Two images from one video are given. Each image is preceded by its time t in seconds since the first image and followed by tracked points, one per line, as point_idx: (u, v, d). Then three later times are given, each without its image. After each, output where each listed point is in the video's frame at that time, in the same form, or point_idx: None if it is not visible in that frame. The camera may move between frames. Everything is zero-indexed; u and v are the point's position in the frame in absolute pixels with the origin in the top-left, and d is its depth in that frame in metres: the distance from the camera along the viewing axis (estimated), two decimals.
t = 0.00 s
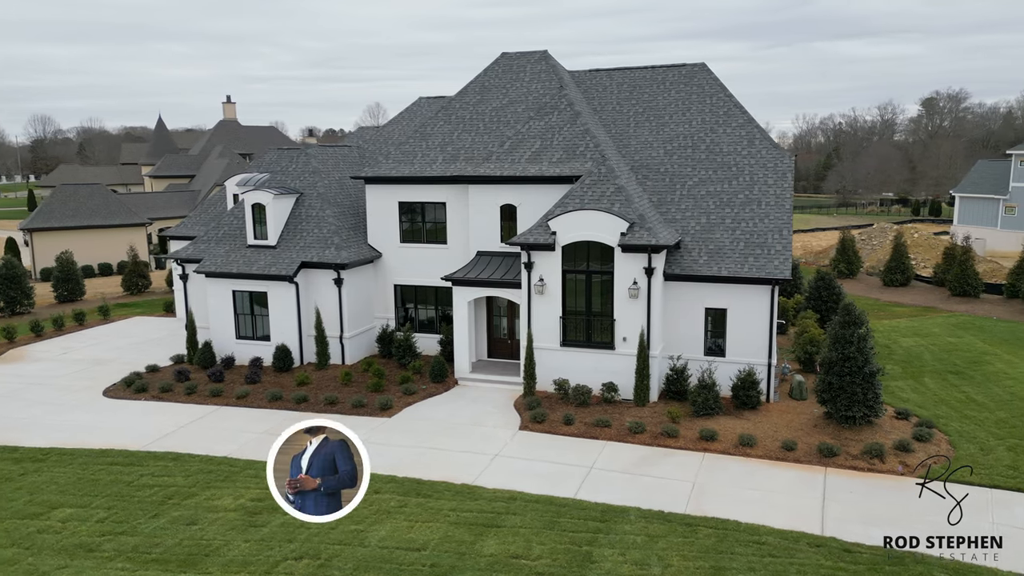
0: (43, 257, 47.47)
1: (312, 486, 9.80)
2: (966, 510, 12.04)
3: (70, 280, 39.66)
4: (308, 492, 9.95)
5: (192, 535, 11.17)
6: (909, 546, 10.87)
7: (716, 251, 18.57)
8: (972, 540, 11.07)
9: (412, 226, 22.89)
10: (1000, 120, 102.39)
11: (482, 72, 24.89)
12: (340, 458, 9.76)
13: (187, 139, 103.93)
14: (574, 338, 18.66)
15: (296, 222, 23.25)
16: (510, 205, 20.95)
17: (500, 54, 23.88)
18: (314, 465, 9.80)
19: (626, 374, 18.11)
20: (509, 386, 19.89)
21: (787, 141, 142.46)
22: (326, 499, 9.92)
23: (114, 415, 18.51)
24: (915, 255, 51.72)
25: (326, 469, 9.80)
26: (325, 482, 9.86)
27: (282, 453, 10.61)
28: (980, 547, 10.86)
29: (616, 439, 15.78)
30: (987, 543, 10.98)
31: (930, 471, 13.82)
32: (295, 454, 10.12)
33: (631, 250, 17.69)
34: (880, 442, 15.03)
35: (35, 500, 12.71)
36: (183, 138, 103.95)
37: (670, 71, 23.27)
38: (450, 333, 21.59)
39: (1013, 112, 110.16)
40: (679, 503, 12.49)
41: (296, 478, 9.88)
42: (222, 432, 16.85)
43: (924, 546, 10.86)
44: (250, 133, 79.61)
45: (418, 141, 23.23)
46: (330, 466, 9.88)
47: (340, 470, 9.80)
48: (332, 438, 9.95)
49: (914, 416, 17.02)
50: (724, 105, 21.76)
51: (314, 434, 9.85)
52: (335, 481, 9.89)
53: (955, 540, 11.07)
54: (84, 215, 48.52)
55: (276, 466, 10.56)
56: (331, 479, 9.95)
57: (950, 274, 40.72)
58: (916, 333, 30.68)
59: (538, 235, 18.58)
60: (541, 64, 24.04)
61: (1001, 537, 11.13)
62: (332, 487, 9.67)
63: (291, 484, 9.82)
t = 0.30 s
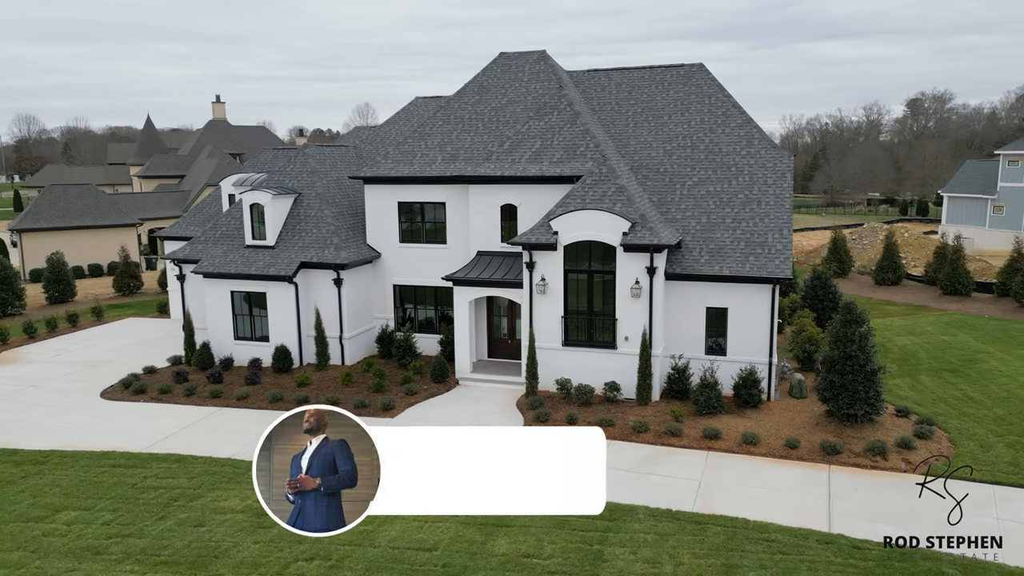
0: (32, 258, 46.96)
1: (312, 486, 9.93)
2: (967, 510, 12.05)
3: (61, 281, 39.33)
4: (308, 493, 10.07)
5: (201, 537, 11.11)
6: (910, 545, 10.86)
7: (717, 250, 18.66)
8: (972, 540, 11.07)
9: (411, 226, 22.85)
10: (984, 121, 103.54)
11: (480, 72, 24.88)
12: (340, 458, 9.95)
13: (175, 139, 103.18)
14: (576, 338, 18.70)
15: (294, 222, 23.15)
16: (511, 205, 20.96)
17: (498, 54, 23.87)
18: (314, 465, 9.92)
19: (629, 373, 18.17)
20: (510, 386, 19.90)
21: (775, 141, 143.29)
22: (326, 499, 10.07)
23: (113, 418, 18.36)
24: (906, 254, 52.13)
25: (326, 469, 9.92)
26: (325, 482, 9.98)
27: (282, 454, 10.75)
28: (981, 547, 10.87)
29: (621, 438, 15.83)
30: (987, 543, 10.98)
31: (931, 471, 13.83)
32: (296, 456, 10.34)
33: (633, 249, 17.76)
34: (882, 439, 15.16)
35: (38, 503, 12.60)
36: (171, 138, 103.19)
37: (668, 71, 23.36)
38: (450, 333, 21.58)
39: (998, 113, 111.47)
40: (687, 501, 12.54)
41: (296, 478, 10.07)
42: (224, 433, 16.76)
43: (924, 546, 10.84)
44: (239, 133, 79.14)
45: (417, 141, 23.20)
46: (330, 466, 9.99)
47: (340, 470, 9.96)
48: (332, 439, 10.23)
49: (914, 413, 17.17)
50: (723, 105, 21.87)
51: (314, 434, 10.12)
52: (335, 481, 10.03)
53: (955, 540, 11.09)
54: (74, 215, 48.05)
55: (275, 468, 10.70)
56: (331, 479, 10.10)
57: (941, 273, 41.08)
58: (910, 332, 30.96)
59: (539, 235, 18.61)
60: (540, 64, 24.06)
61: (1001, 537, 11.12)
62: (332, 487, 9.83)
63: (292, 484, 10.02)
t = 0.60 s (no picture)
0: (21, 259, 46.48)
1: (312, 486, 9.91)
2: (967, 510, 12.05)
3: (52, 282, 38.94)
4: (308, 492, 10.04)
5: (210, 539, 11.05)
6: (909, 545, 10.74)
7: (717, 250, 18.75)
8: (973, 541, 11.01)
9: (411, 226, 22.81)
10: (970, 121, 104.61)
11: (479, 72, 24.87)
12: (340, 458, 9.98)
13: (163, 138, 102.37)
14: (577, 337, 18.74)
15: (293, 222, 23.05)
16: (511, 205, 20.97)
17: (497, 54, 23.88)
18: (314, 464, 9.93)
19: (631, 372, 18.23)
20: (511, 386, 19.92)
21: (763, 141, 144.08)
22: (326, 499, 10.09)
23: (112, 420, 18.23)
24: (897, 253, 52.54)
25: (326, 469, 9.95)
26: (324, 482, 9.96)
27: (282, 454, 10.79)
28: (981, 547, 10.82)
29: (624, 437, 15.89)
30: (988, 543, 10.94)
31: (931, 471, 13.85)
32: (296, 456, 10.35)
33: (635, 249, 17.82)
34: (883, 437, 15.30)
35: (42, 506, 12.49)
36: (159, 137, 102.30)
37: (666, 72, 23.46)
38: (451, 333, 21.59)
39: (982, 113, 112.68)
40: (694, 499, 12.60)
41: (296, 478, 10.05)
42: (226, 435, 16.69)
43: (922, 545, 10.77)
44: (229, 133, 78.64)
45: (416, 141, 23.17)
46: (330, 466, 10.03)
47: (340, 470, 9.97)
48: (332, 439, 10.25)
49: (913, 411, 17.33)
50: (721, 105, 21.98)
51: (314, 435, 10.16)
52: (335, 481, 10.03)
53: (955, 540, 11.02)
54: (64, 216, 47.59)
55: (275, 468, 10.73)
56: (331, 479, 10.11)
57: (933, 272, 41.47)
58: (904, 330, 31.24)
59: (541, 235, 18.62)
60: (538, 64, 24.09)
61: (1001, 538, 11.10)
62: (332, 487, 9.82)
63: (292, 484, 10.01)
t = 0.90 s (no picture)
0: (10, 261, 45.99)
1: (312, 486, 9.87)
2: (967, 510, 12.04)
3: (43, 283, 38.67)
4: (308, 492, 9.99)
5: (219, 540, 11.00)
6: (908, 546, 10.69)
7: (718, 249, 18.84)
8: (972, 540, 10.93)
9: (410, 226, 22.77)
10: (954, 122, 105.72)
11: (477, 71, 24.86)
12: (340, 458, 9.96)
13: (152, 138, 101.63)
14: (579, 337, 18.76)
15: (292, 222, 22.96)
16: (512, 205, 20.98)
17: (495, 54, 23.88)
18: (314, 464, 9.91)
19: (633, 371, 18.29)
20: (512, 386, 19.93)
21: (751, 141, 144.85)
22: (326, 499, 10.05)
23: (112, 422, 18.10)
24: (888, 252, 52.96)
25: (326, 469, 9.93)
26: (325, 482, 9.92)
27: (282, 454, 10.75)
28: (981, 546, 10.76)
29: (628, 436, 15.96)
30: (987, 543, 10.89)
31: (931, 471, 13.85)
32: (296, 456, 10.33)
33: (637, 248, 17.87)
34: (885, 434, 15.44)
35: (46, 509, 12.38)
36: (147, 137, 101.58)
37: (664, 72, 23.55)
38: (451, 333, 21.59)
39: (966, 114, 113.91)
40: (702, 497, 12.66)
41: (296, 478, 10.01)
42: (228, 436, 16.61)
43: (923, 545, 10.75)
44: (219, 134, 78.19)
45: (415, 141, 23.14)
46: (330, 466, 10.01)
47: (340, 470, 9.95)
48: (332, 439, 10.24)
49: (912, 409, 17.50)
50: (720, 105, 22.09)
51: (314, 435, 10.15)
52: (335, 481, 10.01)
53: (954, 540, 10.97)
54: (53, 217, 47.13)
55: (275, 468, 10.68)
56: (331, 479, 10.09)
57: (925, 271, 41.90)
58: (898, 329, 31.53)
59: (543, 234, 18.62)
60: (537, 64, 24.11)
61: (1001, 538, 11.06)
62: (332, 486, 9.78)
63: (292, 484, 9.97)
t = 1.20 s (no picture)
0: None
1: (312, 486, 9.85)
2: (968, 511, 12.00)
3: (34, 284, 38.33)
4: (308, 493, 9.98)
5: (228, 542, 10.95)
6: (908, 545, 10.61)
7: (719, 249, 18.94)
8: (972, 540, 10.84)
9: (410, 226, 22.73)
10: (939, 123, 106.80)
11: (475, 71, 24.86)
12: (340, 458, 9.91)
13: (140, 138, 100.85)
14: (581, 336, 18.78)
15: (291, 222, 22.85)
16: (512, 205, 21.00)
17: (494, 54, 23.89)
18: (314, 464, 9.86)
19: (635, 371, 18.35)
20: (513, 386, 19.95)
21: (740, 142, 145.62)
22: (326, 500, 10.05)
23: (112, 424, 17.97)
24: (879, 251, 53.36)
25: (326, 469, 9.89)
26: (325, 482, 9.90)
27: (282, 454, 10.71)
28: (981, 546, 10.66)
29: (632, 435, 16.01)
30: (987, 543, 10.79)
31: (931, 471, 13.82)
32: (296, 456, 10.28)
33: (639, 248, 17.93)
34: (887, 432, 15.58)
35: (51, 512, 12.29)
36: (135, 137, 100.78)
37: (662, 73, 23.64)
38: (451, 333, 21.58)
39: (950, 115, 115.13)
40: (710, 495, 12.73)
41: (296, 478, 9.98)
42: (231, 437, 16.54)
43: (922, 545, 10.67)
44: (208, 134, 77.72)
45: (414, 141, 23.11)
46: (330, 466, 9.97)
47: (340, 470, 9.92)
48: (332, 439, 10.18)
49: (912, 406, 17.66)
50: (718, 106, 22.19)
51: (314, 435, 10.06)
52: (335, 481, 9.99)
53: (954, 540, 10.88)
54: (43, 218, 46.70)
55: (275, 468, 10.65)
56: (331, 480, 10.06)
57: (917, 270, 42.30)
58: (892, 327, 31.82)
59: (545, 234, 18.62)
60: (535, 64, 24.13)
61: (1001, 537, 11.04)
62: (333, 487, 9.76)
63: (292, 484, 9.94)
